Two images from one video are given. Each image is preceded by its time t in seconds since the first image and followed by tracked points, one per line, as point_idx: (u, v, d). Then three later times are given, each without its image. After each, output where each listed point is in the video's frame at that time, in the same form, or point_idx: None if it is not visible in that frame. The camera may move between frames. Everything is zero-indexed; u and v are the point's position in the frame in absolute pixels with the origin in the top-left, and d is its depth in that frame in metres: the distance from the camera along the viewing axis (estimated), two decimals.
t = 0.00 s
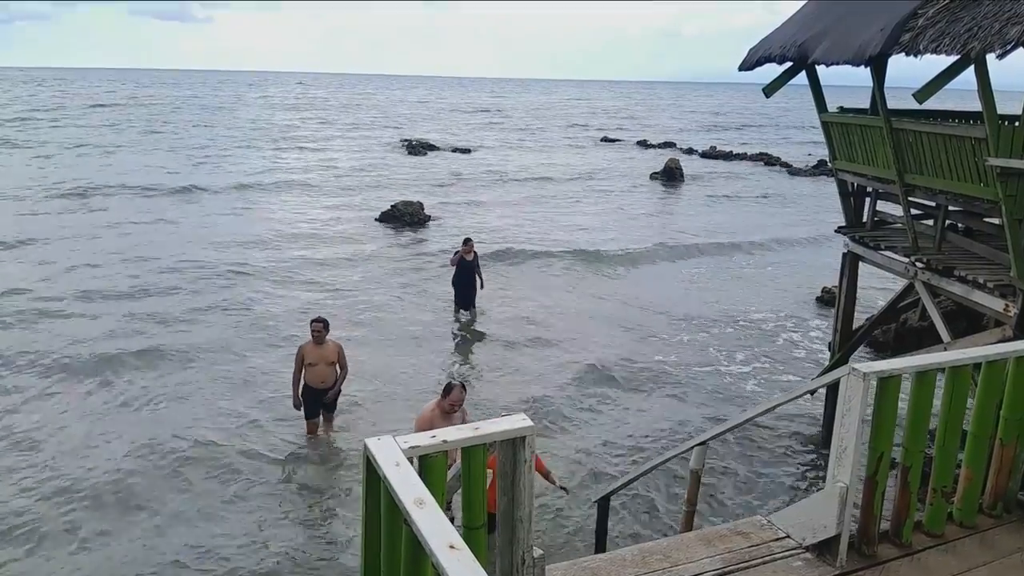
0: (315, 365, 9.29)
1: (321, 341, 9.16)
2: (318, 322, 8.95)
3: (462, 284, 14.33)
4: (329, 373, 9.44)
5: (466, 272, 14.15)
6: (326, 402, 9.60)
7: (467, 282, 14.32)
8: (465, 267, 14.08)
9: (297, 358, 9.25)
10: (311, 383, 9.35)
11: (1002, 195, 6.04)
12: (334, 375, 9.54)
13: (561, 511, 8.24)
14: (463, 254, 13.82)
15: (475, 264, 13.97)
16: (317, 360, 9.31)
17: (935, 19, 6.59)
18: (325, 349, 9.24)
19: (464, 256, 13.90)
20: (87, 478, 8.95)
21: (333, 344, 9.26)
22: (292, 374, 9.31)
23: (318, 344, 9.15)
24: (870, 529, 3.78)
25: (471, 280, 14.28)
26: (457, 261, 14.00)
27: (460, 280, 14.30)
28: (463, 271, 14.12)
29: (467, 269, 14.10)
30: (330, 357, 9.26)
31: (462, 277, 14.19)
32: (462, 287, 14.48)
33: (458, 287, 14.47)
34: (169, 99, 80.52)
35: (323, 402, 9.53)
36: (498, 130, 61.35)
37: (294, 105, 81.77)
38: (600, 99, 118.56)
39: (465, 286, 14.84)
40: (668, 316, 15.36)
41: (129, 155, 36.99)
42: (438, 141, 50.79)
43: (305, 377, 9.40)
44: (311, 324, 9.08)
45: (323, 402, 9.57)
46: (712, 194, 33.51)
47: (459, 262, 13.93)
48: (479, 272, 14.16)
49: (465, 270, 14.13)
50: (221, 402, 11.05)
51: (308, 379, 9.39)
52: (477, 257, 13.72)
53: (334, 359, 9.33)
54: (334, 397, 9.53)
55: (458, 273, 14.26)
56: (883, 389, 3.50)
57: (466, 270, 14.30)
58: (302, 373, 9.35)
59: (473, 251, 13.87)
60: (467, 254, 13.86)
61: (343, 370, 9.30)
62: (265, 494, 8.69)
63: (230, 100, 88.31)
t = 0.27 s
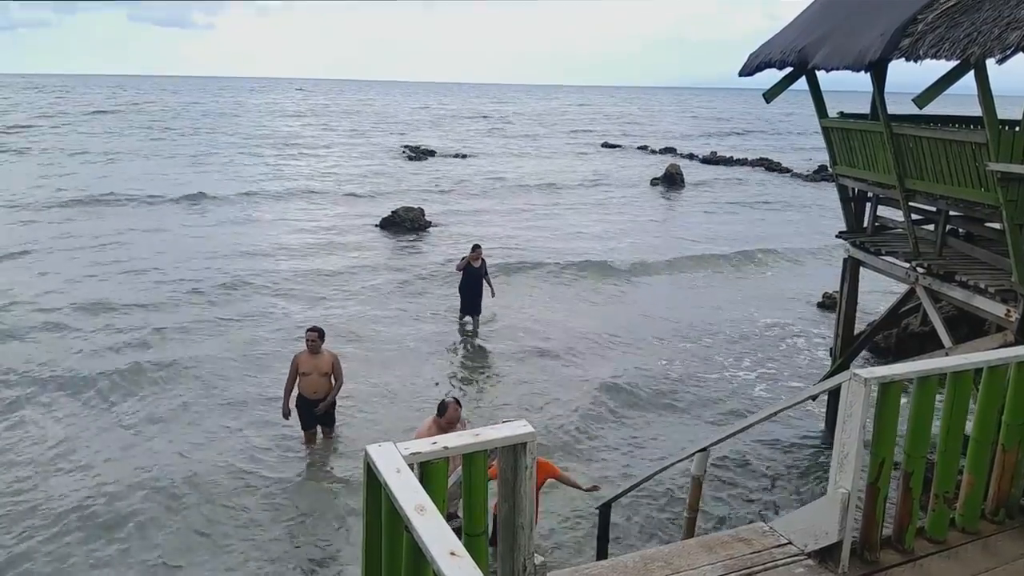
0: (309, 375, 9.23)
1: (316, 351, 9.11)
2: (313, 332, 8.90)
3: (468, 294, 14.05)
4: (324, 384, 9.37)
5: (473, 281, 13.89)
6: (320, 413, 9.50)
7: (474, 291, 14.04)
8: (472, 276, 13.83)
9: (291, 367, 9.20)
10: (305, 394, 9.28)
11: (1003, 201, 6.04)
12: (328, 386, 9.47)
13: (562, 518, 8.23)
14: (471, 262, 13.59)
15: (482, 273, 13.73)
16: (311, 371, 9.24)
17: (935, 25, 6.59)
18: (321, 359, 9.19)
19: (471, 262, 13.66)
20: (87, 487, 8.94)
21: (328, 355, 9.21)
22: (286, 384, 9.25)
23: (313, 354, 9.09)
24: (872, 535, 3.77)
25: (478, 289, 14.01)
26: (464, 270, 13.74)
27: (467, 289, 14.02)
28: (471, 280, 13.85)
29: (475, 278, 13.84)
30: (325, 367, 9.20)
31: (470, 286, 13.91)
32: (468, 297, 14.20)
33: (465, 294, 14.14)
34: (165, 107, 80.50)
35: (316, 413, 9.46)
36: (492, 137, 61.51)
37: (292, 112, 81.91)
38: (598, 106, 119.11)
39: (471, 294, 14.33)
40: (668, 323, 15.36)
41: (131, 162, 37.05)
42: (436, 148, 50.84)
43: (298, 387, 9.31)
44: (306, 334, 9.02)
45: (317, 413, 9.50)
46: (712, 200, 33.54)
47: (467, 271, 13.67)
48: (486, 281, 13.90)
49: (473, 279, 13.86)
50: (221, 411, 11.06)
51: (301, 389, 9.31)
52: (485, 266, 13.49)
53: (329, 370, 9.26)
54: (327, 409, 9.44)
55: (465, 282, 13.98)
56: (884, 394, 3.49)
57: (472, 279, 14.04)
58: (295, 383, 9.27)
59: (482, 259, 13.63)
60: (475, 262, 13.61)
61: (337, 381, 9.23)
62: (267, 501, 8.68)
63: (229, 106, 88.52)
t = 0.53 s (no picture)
0: (307, 386, 9.33)
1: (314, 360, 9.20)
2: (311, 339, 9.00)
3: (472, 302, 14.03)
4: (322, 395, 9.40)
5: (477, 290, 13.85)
6: (317, 425, 9.47)
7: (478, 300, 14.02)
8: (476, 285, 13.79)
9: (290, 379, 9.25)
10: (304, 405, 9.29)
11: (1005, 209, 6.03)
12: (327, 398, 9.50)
13: (565, 527, 8.19)
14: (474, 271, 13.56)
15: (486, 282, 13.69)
16: (308, 382, 9.38)
17: (934, 34, 6.60)
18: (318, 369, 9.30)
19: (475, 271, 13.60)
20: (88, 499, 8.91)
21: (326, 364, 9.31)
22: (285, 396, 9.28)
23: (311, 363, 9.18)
24: (876, 544, 3.76)
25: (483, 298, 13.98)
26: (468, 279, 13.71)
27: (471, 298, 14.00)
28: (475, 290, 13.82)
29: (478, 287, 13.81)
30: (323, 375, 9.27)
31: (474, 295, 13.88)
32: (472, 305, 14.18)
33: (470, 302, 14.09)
34: (167, 117, 80.60)
35: (315, 424, 9.41)
36: (491, 147, 61.62)
37: (293, 122, 82.12)
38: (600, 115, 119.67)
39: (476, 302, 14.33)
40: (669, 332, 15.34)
41: (134, 173, 37.19)
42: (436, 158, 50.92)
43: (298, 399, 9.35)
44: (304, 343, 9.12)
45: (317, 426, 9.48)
46: (714, 208, 33.59)
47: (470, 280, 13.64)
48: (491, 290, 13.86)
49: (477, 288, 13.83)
50: (222, 422, 11.03)
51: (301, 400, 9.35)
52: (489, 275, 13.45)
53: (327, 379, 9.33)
54: (323, 421, 9.41)
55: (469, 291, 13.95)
56: (888, 403, 3.48)
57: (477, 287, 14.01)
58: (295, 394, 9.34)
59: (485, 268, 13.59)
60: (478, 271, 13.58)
61: (336, 390, 9.31)
62: (268, 511, 8.65)
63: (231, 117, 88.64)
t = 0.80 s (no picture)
0: (307, 393, 9.24)
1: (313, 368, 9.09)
2: (309, 348, 8.89)
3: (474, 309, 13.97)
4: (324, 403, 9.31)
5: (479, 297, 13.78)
6: (318, 431, 9.41)
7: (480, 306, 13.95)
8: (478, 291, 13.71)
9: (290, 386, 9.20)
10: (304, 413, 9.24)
11: (1007, 214, 6.03)
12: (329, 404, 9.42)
13: (567, 533, 8.19)
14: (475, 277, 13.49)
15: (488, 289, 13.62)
16: (309, 389, 9.27)
17: (934, 38, 6.61)
18: (318, 376, 9.18)
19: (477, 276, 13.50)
20: (90, 506, 8.91)
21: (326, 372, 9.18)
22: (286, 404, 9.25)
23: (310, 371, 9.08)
24: (878, 548, 3.75)
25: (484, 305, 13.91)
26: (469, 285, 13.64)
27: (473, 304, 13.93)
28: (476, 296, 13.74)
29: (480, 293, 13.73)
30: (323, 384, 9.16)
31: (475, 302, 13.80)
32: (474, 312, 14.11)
33: (472, 307, 13.98)
34: (168, 123, 80.71)
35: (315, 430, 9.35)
36: (492, 153, 61.68)
37: (295, 128, 82.27)
38: (601, 120, 119.99)
39: (477, 308, 14.21)
40: (671, 337, 15.32)
41: (136, 179, 37.31)
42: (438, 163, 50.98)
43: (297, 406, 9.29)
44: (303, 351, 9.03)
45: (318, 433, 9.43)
46: (714, 212, 33.63)
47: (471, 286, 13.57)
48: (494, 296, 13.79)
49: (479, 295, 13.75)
50: (224, 428, 11.03)
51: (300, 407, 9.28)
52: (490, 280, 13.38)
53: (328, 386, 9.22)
54: (324, 427, 9.35)
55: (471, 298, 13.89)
56: (890, 407, 3.49)
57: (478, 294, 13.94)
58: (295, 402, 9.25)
59: (486, 274, 13.52)
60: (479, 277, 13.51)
61: (336, 398, 9.21)
62: (270, 520, 8.66)
63: (234, 122, 88.69)
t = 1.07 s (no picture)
0: (311, 399, 9.20)
1: (316, 372, 9.09)
2: (311, 352, 8.90)
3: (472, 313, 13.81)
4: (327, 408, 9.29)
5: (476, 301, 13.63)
6: (322, 436, 9.39)
7: (479, 311, 13.79)
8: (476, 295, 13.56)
9: (294, 391, 9.21)
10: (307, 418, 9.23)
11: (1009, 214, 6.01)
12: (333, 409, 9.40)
13: (568, 535, 8.17)
14: (472, 280, 13.34)
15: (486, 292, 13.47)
16: (313, 394, 9.22)
17: (937, 38, 6.61)
18: (321, 381, 9.17)
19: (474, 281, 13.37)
20: (91, 511, 8.91)
21: (329, 377, 9.17)
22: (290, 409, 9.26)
23: (313, 376, 9.08)
24: (879, 550, 3.74)
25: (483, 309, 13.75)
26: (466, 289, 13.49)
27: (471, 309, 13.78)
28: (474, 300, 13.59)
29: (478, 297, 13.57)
30: (326, 388, 9.14)
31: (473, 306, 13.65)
32: (473, 317, 13.96)
33: (469, 313, 13.82)
34: (169, 124, 80.72)
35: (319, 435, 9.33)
36: (494, 153, 61.67)
37: (296, 128, 82.31)
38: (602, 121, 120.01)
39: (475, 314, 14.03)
40: (672, 337, 15.29)
41: (137, 179, 37.32)
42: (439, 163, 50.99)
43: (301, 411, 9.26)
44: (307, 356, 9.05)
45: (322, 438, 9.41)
46: (715, 213, 33.63)
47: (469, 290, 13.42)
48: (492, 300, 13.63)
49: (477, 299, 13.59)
50: (224, 429, 11.02)
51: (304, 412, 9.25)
52: (487, 284, 13.23)
53: (332, 391, 9.20)
54: (328, 432, 9.34)
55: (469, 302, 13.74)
56: (892, 408, 3.48)
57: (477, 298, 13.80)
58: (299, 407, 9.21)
59: (484, 278, 13.37)
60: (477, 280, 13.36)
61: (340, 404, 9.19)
62: (271, 524, 8.65)
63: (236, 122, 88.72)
